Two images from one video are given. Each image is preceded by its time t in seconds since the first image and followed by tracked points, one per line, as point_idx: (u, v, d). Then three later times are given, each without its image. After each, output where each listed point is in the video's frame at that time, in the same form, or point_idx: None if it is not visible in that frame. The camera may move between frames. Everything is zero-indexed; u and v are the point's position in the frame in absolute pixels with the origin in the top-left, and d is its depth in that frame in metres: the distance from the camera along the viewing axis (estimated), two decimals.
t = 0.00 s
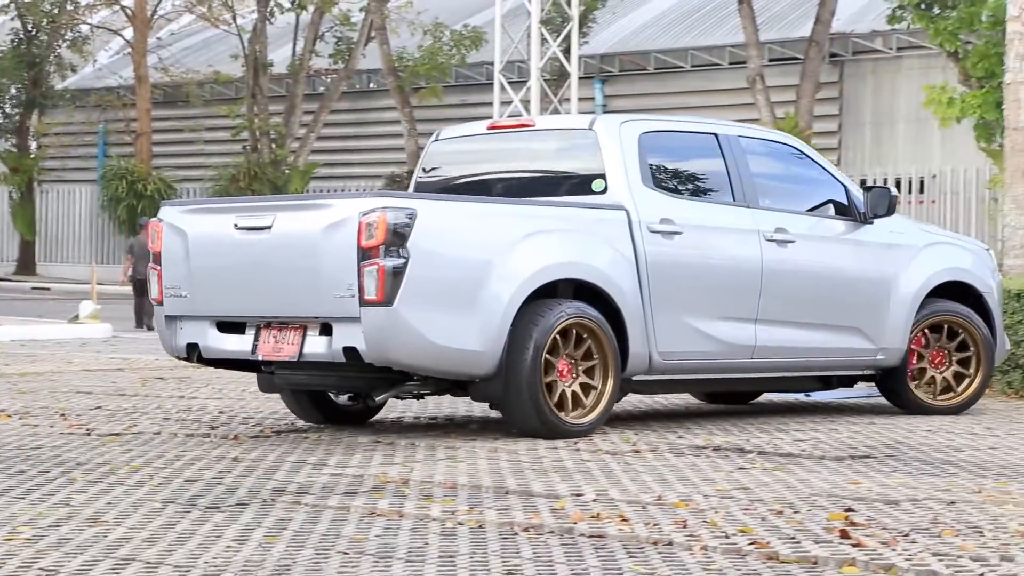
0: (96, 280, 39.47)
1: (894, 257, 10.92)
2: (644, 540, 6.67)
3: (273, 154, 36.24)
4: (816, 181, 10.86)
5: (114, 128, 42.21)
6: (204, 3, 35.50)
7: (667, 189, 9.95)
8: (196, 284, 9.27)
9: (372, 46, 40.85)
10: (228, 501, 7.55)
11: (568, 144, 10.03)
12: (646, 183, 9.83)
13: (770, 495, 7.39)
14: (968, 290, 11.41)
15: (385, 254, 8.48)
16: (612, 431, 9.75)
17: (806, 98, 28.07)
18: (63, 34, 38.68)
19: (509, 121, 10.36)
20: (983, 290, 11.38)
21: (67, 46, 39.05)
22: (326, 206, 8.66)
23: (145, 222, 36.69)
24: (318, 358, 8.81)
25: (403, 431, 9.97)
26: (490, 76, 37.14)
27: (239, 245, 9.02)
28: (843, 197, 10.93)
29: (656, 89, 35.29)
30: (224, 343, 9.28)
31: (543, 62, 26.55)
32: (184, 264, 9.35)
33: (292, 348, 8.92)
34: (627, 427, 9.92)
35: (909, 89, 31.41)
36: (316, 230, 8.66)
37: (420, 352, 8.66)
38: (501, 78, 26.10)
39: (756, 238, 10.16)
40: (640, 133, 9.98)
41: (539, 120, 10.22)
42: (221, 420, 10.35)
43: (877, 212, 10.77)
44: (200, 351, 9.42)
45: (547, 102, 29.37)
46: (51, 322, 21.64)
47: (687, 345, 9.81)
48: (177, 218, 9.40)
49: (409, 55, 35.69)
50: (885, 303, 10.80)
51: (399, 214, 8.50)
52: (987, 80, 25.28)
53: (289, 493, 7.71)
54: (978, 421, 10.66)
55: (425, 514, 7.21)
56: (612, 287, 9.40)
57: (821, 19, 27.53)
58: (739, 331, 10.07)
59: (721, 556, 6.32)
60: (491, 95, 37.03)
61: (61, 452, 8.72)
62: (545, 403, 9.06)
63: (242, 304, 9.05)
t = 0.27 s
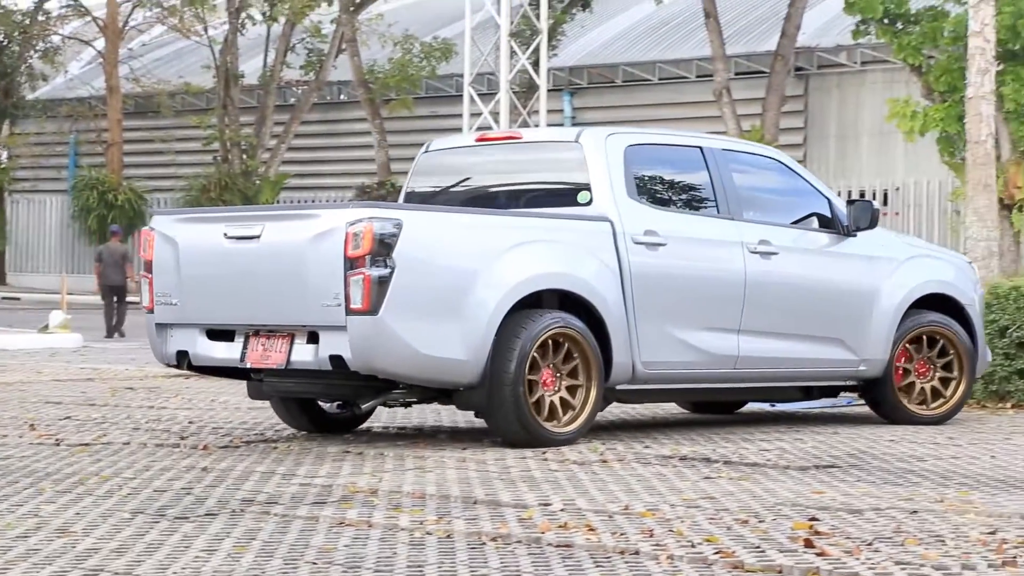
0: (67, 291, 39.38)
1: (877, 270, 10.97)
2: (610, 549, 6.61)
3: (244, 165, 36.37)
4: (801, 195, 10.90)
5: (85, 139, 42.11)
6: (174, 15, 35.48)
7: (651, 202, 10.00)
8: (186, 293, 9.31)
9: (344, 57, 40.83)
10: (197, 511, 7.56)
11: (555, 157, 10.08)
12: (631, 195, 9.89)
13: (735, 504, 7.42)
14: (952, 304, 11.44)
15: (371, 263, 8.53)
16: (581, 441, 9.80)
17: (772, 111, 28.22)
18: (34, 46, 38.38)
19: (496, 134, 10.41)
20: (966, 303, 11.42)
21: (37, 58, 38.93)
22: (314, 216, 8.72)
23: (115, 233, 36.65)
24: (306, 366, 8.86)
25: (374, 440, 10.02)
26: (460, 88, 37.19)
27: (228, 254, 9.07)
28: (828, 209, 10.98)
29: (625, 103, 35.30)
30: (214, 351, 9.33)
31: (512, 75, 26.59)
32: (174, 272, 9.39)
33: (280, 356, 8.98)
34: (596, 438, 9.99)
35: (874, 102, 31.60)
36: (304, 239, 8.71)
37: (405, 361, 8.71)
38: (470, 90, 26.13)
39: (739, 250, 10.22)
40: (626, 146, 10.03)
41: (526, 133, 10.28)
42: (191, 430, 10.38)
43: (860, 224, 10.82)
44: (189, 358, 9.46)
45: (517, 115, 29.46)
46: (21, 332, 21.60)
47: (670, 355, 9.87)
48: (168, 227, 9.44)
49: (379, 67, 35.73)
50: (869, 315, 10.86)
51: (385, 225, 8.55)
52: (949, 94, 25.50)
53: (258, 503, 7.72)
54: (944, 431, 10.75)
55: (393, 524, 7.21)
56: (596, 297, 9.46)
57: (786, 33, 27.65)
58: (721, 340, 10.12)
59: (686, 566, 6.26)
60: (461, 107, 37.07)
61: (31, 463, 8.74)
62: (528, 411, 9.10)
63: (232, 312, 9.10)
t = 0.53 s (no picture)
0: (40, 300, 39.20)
1: (862, 273, 10.99)
2: (586, 555, 6.43)
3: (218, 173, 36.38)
4: (786, 200, 10.90)
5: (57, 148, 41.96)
6: (146, 24, 35.36)
7: (636, 207, 10.00)
8: (173, 301, 9.29)
9: (316, 64, 40.76)
10: (173, 520, 7.44)
11: (539, 164, 10.06)
12: (615, 202, 9.89)
13: (712, 508, 7.38)
14: (937, 308, 11.47)
15: (357, 270, 8.54)
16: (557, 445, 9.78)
17: (744, 116, 28.25)
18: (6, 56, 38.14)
19: (481, 139, 10.32)
20: (951, 306, 11.44)
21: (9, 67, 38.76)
22: (300, 224, 8.71)
23: (89, 241, 36.50)
24: (293, 373, 8.85)
25: (351, 448, 10.00)
26: (433, 94, 37.15)
27: (214, 261, 9.06)
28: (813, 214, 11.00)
29: (598, 109, 35.36)
30: (201, 357, 9.30)
31: (484, 82, 26.56)
32: (161, 280, 9.37)
33: (266, 363, 8.96)
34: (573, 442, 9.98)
35: (845, 106, 31.75)
36: (290, 246, 8.71)
37: (391, 367, 8.71)
38: (442, 98, 26.07)
39: (723, 254, 10.24)
40: (610, 152, 10.03)
41: (511, 139, 10.22)
42: (166, 438, 10.33)
43: (844, 228, 10.84)
44: (176, 366, 9.43)
45: (490, 121, 29.44)
46: None
47: (656, 360, 9.88)
48: (155, 235, 9.42)
49: (352, 74, 35.67)
50: (852, 319, 10.88)
51: (370, 232, 8.56)
52: (920, 98, 25.58)
53: (234, 510, 7.61)
54: (919, 434, 10.79)
55: (370, 531, 7.04)
56: (581, 302, 9.47)
57: (758, 38, 27.70)
58: (706, 344, 10.14)
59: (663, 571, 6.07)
60: (434, 114, 37.06)
61: (5, 473, 8.67)
62: (513, 417, 9.10)
63: (218, 319, 9.09)
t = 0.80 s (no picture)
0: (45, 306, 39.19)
1: (872, 276, 11.00)
2: (594, 558, 6.33)
3: (222, 178, 36.50)
4: (795, 203, 10.91)
5: (61, 153, 41.95)
6: (149, 29, 35.37)
7: (645, 211, 10.01)
8: (184, 306, 9.30)
9: (320, 69, 40.78)
10: (179, 524, 7.30)
11: (548, 168, 10.07)
12: (624, 205, 9.90)
13: (719, 511, 7.36)
14: (948, 310, 11.47)
15: (366, 275, 8.56)
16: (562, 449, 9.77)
17: (748, 119, 28.26)
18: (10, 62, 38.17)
19: (491, 144, 10.35)
20: (962, 309, 11.43)
21: (14, 72, 38.73)
22: (311, 229, 8.72)
23: (93, 247, 36.51)
24: (304, 377, 8.85)
25: (357, 452, 10.00)
26: (436, 99, 37.13)
27: (225, 267, 9.07)
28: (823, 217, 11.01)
29: (602, 113, 35.40)
30: (212, 363, 9.31)
31: (489, 87, 26.54)
32: (172, 286, 9.38)
33: (277, 367, 8.97)
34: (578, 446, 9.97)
35: (849, 108, 31.80)
36: (300, 251, 8.72)
37: (400, 371, 8.71)
38: (447, 102, 26.04)
39: (731, 257, 10.23)
40: (619, 156, 10.05)
41: (520, 144, 10.23)
42: (171, 443, 10.30)
43: (854, 231, 10.82)
44: (187, 370, 9.44)
45: (495, 125, 29.45)
46: None
47: (665, 363, 9.89)
48: (166, 241, 9.43)
49: (356, 78, 35.67)
50: (862, 321, 10.88)
51: (380, 237, 8.57)
52: (924, 100, 25.61)
53: (240, 515, 7.50)
54: (923, 436, 10.80)
55: (376, 534, 6.93)
56: (591, 306, 9.47)
57: (762, 42, 27.71)
58: (715, 346, 10.14)
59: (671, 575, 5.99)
60: (437, 118, 37.09)
61: (10, 479, 8.66)
62: (523, 421, 9.09)
63: (229, 324, 9.09)
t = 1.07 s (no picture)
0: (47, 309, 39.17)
1: (876, 277, 10.99)
2: (595, 560, 6.31)
3: (223, 180, 36.52)
4: (800, 204, 10.90)
5: (63, 156, 41.95)
6: (151, 32, 35.36)
7: (650, 213, 10.00)
8: (189, 308, 9.30)
9: (322, 71, 40.77)
10: (181, 527, 7.27)
11: (553, 170, 10.07)
12: (629, 207, 9.89)
13: (720, 513, 7.34)
14: (953, 311, 11.46)
15: (370, 277, 8.56)
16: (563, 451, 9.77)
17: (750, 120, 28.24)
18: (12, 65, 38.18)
19: (496, 146, 10.36)
20: (967, 310, 11.43)
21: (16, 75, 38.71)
22: (315, 231, 8.72)
23: (95, 250, 36.50)
24: (308, 379, 8.85)
25: (359, 455, 10.00)
26: (438, 100, 37.11)
27: (229, 269, 9.07)
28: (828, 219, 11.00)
29: (604, 114, 35.40)
30: (217, 365, 9.31)
31: (491, 89, 26.51)
32: (177, 288, 9.38)
33: (282, 370, 8.97)
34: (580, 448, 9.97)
35: (852, 109, 31.79)
36: (304, 254, 8.72)
37: (404, 373, 8.71)
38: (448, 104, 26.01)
39: (736, 259, 10.23)
40: (623, 158, 10.04)
41: (525, 146, 10.24)
42: (174, 446, 10.30)
43: (858, 232, 10.79)
44: (192, 373, 9.44)
45: (497, 127, 29.44)
46: None
47: (670, 365, 9.88)
48: (171, 244, 9.43)
49: (358, 80, 35.65)
50: (868, 323, 10.87)
51: (384, 240, 8.57)
52: (926, 102, 25.61)
53: (242, 518, 7.48)
54: (925, 438, 10.81)
55: (378, 537, 6.90)
56: (596, 307, 9.47)
57: (764, 43, 27.67)
58: (720, 348, 10.13)
59: None
60: (440, 120, 37.08)
61: (12, 482, 8.67)
62: (527, 422, 9.09)
63: (234, 327, 9.09)
